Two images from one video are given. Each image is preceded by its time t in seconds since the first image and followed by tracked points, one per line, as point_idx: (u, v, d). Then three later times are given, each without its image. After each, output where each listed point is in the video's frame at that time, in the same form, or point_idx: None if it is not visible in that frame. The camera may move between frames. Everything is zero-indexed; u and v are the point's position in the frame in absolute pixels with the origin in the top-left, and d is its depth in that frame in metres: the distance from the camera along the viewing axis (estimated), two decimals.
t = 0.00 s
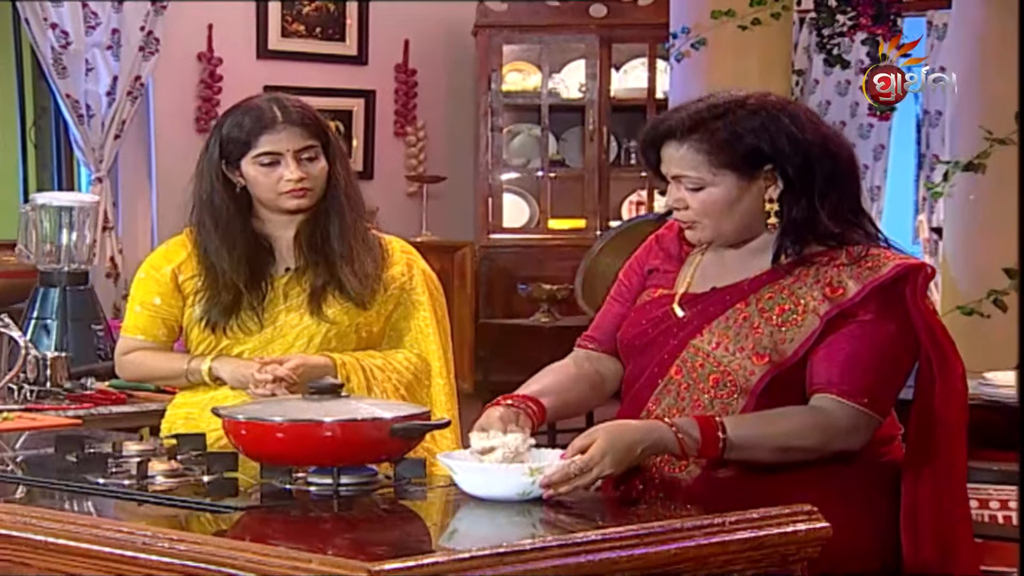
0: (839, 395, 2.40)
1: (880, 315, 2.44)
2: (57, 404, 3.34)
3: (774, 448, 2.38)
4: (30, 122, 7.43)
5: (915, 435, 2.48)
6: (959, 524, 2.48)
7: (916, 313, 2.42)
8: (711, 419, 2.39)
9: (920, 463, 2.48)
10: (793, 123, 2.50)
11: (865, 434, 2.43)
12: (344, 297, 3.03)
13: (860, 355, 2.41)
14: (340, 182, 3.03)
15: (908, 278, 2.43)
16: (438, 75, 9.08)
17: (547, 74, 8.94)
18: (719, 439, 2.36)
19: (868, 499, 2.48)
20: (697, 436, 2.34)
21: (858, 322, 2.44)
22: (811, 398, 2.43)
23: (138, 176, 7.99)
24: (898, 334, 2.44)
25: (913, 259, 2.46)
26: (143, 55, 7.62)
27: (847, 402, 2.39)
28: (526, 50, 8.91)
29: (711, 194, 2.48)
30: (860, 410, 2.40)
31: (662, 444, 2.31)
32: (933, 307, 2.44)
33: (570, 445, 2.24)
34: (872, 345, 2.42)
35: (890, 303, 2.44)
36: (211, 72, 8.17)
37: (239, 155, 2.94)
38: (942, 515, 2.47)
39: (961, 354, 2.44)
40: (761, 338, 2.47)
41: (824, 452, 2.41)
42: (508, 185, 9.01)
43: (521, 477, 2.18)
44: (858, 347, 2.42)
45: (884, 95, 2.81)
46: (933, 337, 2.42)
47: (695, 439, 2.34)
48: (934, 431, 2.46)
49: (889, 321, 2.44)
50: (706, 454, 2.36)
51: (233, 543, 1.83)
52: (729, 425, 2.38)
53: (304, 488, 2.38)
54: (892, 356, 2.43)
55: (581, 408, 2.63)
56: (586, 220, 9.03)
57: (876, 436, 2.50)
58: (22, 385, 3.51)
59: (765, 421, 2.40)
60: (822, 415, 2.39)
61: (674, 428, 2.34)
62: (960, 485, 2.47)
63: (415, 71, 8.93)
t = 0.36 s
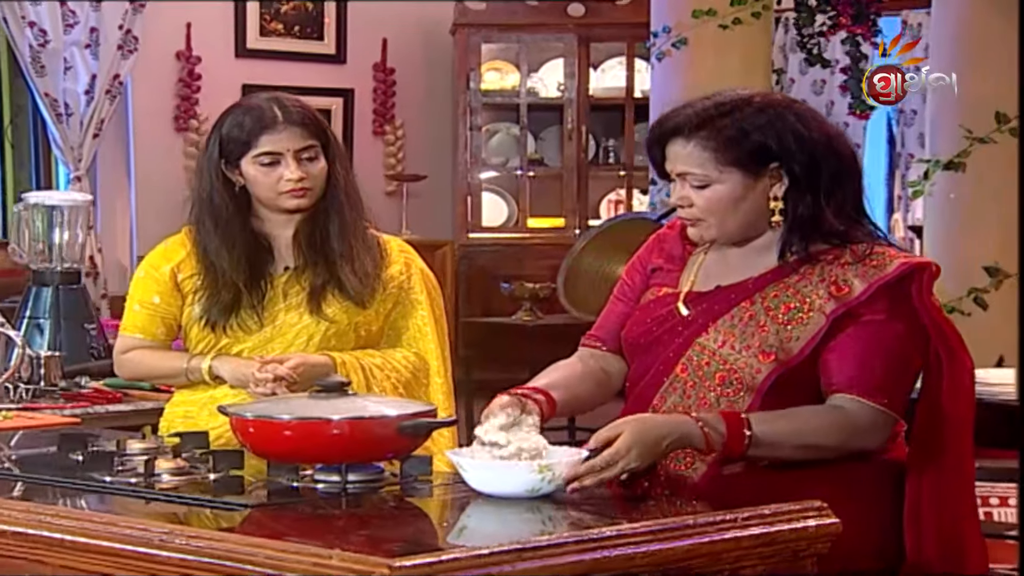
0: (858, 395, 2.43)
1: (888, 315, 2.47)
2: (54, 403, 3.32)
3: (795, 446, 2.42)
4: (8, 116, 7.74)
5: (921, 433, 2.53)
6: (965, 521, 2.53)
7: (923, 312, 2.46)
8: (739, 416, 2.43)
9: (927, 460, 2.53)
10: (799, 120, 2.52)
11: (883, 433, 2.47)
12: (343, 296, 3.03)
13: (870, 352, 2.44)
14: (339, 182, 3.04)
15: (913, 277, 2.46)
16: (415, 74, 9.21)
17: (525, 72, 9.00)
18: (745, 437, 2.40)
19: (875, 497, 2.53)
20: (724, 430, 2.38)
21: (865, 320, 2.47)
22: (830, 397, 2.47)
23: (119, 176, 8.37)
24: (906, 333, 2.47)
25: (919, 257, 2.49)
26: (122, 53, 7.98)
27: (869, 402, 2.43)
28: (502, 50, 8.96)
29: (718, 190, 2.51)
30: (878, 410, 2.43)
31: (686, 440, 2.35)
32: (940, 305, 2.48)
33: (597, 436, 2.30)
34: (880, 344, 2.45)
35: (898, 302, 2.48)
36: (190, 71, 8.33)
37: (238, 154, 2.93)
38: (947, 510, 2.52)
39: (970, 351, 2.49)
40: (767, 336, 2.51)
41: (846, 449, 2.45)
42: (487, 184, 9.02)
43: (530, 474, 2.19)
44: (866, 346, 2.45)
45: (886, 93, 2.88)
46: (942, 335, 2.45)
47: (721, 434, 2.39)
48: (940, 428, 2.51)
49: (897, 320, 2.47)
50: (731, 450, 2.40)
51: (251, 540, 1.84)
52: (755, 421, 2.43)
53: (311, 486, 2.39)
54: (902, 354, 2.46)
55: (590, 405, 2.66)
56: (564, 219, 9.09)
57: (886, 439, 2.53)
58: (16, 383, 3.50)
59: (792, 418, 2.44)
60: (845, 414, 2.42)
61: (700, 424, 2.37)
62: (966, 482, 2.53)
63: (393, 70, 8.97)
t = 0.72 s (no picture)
0: (874, 395, 2.47)
1: (893, 315, 2.51)
2: (46, 403, 3.31)
3: (814, 443, 2.47)
4: None
5: (929, 431, 2.62)
6: (973, 515, 2.62)
7: (927, 309, 2.52)
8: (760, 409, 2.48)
9: (937, 457, 2.63)
10: (800, 119, 2.55)
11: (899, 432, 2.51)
12: (337, 295, 3.01)
13: (878, 353, 2.49)
14: (333, 181, 3.02)
15: (916, 275, 2.52)
16: (390, 73, 9.22)
17: (500, 71, 9.00)
18: (765, 431, 2.45)
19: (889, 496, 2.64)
20: (744, 425, 2.44)
21: (871, 319, 2.51)
22: (842, 398, 2.50)
23: (93, 176, 8.32)
24: (911, 332, 2.52)
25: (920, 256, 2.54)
26: (96, 52, 8.14)
27: (884, 402, 2.48)
28: (476, 50, 8.96)
29: (720, 190, 2.53)
30: (889, 407, 2.48)
31: (706, 430, 2.41)
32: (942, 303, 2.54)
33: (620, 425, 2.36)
34: (887, 344, 2.50)
35: (904, 300, 2.53)
36: (164, 69, 8.43)
37: (231, 154, 2.90)
38: (955, 505, 2.62)
39: (973, 344, 2.55)
40: (771, 335, 2.55)
41: (864, 446, 2.50)
42: (462, 183, 9.04)
43: (534, 472, 2.20)
44: (871, 346, 2.50)
45: (886, 92, 2.89)
46: (946, 333, 2.52)
47: (741, 428, 2.44)
48: (950, 426, 2.59)
49: (903, 320, 2.52)
50: (750, 444, 2.45)
51: (264, 538, 1.84)
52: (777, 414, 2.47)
53: (313, 484, 2.39)
54: (908, 354, 2.51)
55: (577, 399, 2.70)
56: (540, 218, 9.12)
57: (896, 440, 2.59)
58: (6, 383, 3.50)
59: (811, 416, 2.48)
60: (863, 414, 2.46)
61: (722, 418, 2.44)
62: (974, 476, 2.63)
63: (366, 68, 9.08)
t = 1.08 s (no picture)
0: (854, 393, 2.54)
1: (884, 315, 2.57)
2: (33, 402, 3.30)
3: (794, 441, 2.52)
4: None
5: (922, 428, 2.69)
6: (963, 506, 2.70)
7: (918, 308, 2.58)
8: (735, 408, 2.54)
9: (929, 455, 2.70)
10: (787, 119, 2.60)
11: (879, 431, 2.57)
12: (327, 294, 2.98)
13: (868, 352, 2.55)
14: (322, 180, 2.98)
15: (910, 274, 2.57)
16: (364, 72, 9.23)
17: (474, 70, 9.02)
18: (742, 431, 2.51)
19: (882, 492, 2.69)
20: (722, 427, 2.50)
21: (863, 318, 2.57)
22: (825, 396, 2.57)
23: (67, 176, 8.18)
24: (903, 331, 2.58)
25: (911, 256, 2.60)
26: (68, 51, 8.06)
27: (862, 399, 2.54)
28: (450, 49, 8.97)
29: (709, 190, 2.57)
30: (870, 405, 2.54)
31: (685, 430, 2.48)
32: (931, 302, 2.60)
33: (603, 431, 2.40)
34: (879, 342, 2.56)
35: (895, 298, 2.58)
36: (137, 68, 8.39)
37: (219, 154, 2.88)
38: (947, 499, 2.69)
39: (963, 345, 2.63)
40: (767, 335, 2.59)
41: (844, 443, 2.56)
42: (437, 182, 9.04)
43: (533, 470, 2.20)
44: (863, 345, 2.55)
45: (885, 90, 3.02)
46: (934, 330, 2.59)
47: (719, 430, 2.51)
48: (940, 425, 2.67)
49: (897, 319, 2.58)
50: (728, 443, 2.51)
51: (271, 536, 1.85)
52: (754, 414, 2.52)
53: (310, 482, 2.39)
54: (899, 353, 2.57)
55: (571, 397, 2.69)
56: (514, 218, 9.12)
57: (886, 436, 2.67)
58: None
59: (791, 416, 2.53)
60: (840, 409, 2.53)
61: (703, 419, 2.50)
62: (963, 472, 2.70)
63: (340, 67, 9.07)
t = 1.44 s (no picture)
0: (844, 386, 2.56)
1: (874, 310, 2.61)
2: (21, 401, 3.28)
3: (786, 435, 2.56)
4: None
5: (911, 422, 2.72)
6: (949, 503, 2.73)
7: (908, 300, 2.62)
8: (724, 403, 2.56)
9: (919, 449, 2.73)
10: (781, 116, 2.63)
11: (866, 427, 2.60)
12: (319, 294, 2.98)
13: (860, 348, 2.58)
14: (314, 181, 2.99)
15: (903, 268, 2.62)
16: (339, 73, 9.28)
17: (452, 70, 9.03)
18: (730, 426, 2.54)
19: (875, 488, 2.70)
20: (711, 420, 2.53)
21: (857, 311, 2.61)
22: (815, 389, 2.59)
23: (43, 177, 7.93)
24: (893, 325, 2.62)
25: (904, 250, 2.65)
26: (45, 50, 7.68)
27: (853, 394, 2.56)
28: (427, 49, 8.98)
29: (705, 186, 2.58)
30: (862, 399, 2.56)
31: (674, 422, 2.50)
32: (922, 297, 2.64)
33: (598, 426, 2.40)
34: (872, 335, 2.60)
35: (882, 293, 2.62)
36: (114, 67, 8.26)
37: (213, 152, 2.87)
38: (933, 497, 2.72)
39: (950, 340, 2.66)
40: (765, 330, 2.63)
41: (834, 437, 2.58)
42: (414, 181, 9.04)
43: (541, 467, 2.26)
44: (856, 338, 2.59)
45: (886, 93, 3.09)
46: (923, 324, 2.63)
47: (707, 423, 2.53)
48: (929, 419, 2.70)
49: (889, 313, 2.62)
50: (717, 436, 2.54)
51: (275, 534, 1.85)
52: (742, 407, 2.55)
53: (307, 480, 2.39)
54: (887, 346, 2.61)
55: (565, 399, 2.70)
56: (492, 217, 9.09)
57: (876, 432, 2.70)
58: None
59: (779, 409, 2.56)
60: (831, 404, 2.55)
61: (689, 412, 2.52)
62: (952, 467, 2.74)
63: (318, 67, 9.04)
